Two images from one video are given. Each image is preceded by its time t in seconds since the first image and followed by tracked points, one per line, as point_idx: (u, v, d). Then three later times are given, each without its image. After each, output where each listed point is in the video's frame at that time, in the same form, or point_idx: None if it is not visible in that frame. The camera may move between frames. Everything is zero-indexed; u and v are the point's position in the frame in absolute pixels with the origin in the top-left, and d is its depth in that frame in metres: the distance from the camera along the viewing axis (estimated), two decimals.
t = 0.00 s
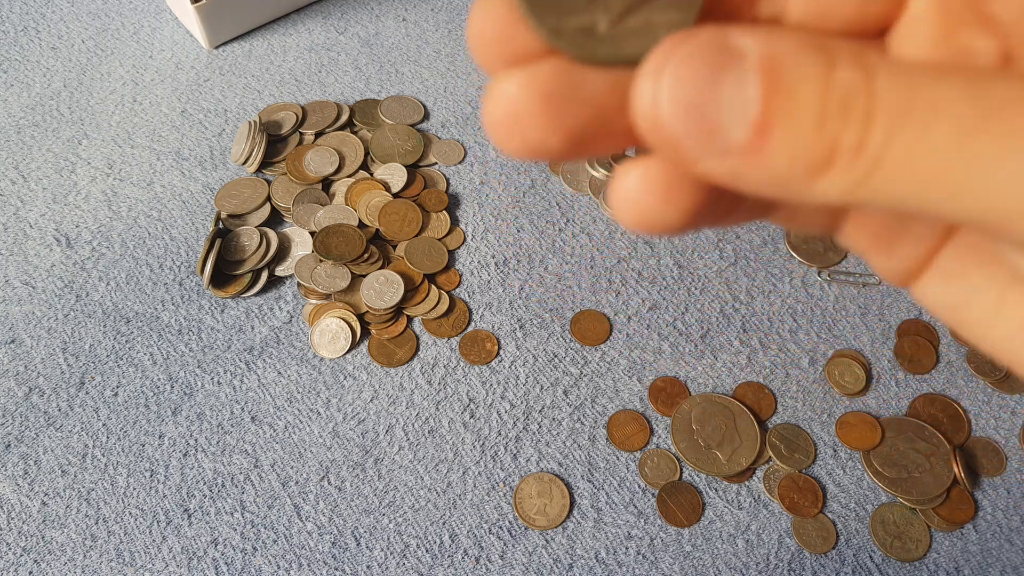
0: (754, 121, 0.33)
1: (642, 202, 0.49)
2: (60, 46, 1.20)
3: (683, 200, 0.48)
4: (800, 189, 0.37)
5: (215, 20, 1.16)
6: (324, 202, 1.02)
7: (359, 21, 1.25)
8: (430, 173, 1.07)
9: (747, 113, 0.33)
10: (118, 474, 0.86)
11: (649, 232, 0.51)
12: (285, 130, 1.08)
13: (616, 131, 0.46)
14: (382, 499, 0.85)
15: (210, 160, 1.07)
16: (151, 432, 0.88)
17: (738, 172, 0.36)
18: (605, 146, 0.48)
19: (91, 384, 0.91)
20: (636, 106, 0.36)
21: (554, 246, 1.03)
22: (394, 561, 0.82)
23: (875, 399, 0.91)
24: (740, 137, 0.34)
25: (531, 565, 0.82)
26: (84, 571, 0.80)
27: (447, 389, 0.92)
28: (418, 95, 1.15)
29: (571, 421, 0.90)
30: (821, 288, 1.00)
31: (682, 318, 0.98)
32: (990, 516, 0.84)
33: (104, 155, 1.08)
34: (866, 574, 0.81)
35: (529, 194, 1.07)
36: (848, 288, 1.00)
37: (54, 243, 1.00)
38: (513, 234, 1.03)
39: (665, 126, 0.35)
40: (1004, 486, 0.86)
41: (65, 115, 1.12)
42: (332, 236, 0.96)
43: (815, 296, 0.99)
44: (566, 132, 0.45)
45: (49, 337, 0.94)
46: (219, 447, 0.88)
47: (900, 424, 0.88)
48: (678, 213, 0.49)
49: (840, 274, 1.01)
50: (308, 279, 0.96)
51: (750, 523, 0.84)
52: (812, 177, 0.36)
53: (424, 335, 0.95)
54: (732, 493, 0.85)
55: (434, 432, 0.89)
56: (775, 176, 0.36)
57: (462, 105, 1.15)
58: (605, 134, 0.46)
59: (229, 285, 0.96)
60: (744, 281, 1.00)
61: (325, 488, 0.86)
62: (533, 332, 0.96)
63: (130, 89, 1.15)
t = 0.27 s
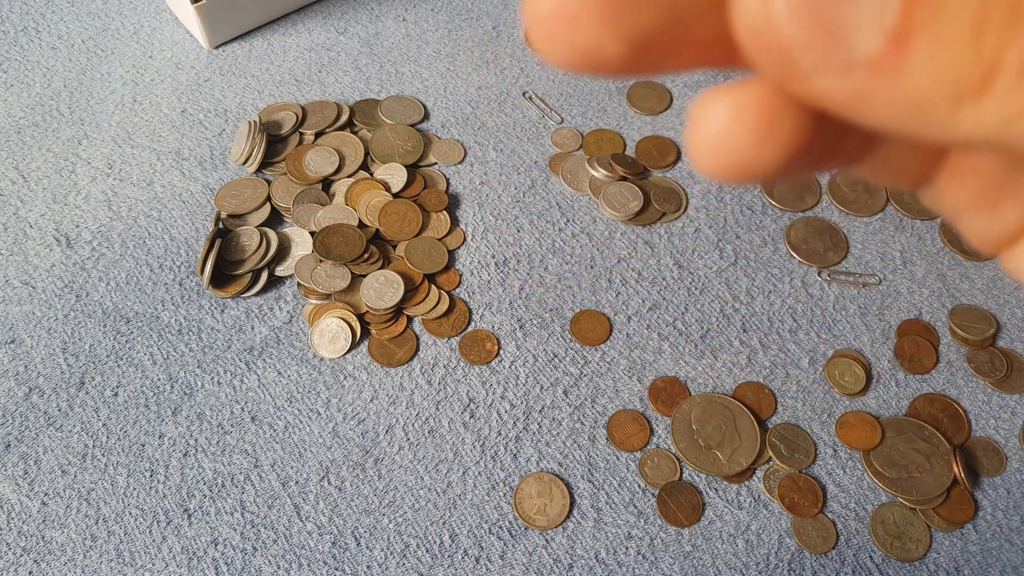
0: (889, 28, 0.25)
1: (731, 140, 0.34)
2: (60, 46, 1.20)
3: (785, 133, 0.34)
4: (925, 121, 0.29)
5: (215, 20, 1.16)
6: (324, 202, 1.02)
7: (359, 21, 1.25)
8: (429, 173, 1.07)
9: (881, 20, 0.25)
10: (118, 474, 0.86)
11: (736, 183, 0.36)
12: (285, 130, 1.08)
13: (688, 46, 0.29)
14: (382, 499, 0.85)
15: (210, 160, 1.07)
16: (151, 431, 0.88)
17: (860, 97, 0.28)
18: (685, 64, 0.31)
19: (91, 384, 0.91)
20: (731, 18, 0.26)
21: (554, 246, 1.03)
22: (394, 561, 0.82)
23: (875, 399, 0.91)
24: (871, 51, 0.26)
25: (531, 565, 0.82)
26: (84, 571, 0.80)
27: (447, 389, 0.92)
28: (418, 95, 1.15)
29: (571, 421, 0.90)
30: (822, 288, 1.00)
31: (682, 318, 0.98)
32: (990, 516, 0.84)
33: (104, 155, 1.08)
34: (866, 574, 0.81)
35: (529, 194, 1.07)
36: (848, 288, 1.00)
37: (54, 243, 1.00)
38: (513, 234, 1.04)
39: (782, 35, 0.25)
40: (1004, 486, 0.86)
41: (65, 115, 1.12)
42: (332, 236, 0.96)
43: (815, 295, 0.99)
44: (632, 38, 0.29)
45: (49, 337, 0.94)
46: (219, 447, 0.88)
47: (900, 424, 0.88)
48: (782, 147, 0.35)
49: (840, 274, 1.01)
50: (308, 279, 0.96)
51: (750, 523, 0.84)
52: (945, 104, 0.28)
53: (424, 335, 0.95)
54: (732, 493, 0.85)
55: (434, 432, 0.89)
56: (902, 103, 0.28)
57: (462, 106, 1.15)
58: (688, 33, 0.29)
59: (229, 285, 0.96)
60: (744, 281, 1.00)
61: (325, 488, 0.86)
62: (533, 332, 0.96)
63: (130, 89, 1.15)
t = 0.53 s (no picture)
0: (941, 17, 0.23)
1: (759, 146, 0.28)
2: (60, 46, 1.20)
3: (821, 138, 0.29)
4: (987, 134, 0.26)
5: (215, 20, 1.16)
6: (324, 202, 1.02)
7: (359, 21, 1.25)
8: (430, 173, 1.07)
9: (930, 10, 0.23)
10: (118, 474, 0.86)
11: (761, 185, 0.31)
12: (285, 130, 1.08)
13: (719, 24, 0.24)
14: (382, 499, 0.85)
15: (210, 160, 1.07)
16: (151, 431, 0.88)
17: (906, 95, 0.25)
18: (712, 51, 0.26)
19: (91, 384, 0.91)
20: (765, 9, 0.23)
21: (554, 246, 1.03)
22: (394, 561, 0.82)
23: (875, 399, 0.91)
24: (920, 46, 0.23)
25: (531, 565, 0.82)
26: (84, 571, 0.80)
27: (447, 389, 0.92)
28: (417, 95, 1.15)
29: (571, 421, 0.90)
30: (821, 288, 1.00)
31: (682, 318, 0.98)
32: (990, 515, 0.84)
33: (104, 155, 1.08)
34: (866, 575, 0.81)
35: (529, 194, 1.07)
36: (848, 288, 1.00)
37: (54, 243, 1.00)
38: (513, 234, 1.03)
39: (826, 32, 0.22)
40: (1004, 486, 0.86)
41: (65, 115, 1.12)
42: (332, 236, 0.96)
43: (815, 295, 0.99)
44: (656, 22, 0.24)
45: (49, 337, 0.94)
46: (219, 447, 0.88)
47: (900, 424, 0.88)
48: (811, 155, 0.29)
49: (840, 274, 1.01)
50: (308, 279, 0.96)
51: (750, 523, 0.84)
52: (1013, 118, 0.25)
53: (424, 335, 0.95)
54: (732, 493, 0.85)
55: (434, 432, 0.89)
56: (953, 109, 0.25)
57: (462, 106, 1.15)
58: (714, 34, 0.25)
59: (229, 285, 0.96)
60: (744, 281, 1.00)
61: (325, 488, 0.86)
62: (533, 332, 0.96)
63: (130, 89, 1.15)
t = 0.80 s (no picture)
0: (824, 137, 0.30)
1: (663, 306, 0.44)
2: (60, 46, 1.20)
3: (733, 303, 0.44)
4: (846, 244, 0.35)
5: (215, 19, 1.16)
6: (324, 202, 1.02)
7: (359, 21, 1.25)
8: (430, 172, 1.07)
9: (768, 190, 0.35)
10: (118, 474, 0.86)
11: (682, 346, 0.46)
12: (285, 130, 1.08)
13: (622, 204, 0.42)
14: (382, 499, 0.86)
15: (210, 160, 1.07)
16: (151, 431, 0.89)
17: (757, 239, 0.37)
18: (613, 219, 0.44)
19: (91, 384, 0.91)
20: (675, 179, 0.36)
21: (554, 246, 1.03)
22: (394, 561, 0.82)
23: (875, 399, 0.91)
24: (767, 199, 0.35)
25: (531, 565, 0.82)
26: (84, 571, 0.81)
27: (447, 389, 0.92)
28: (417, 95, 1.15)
29: (571, 421, 0.90)
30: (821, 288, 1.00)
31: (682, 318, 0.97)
32: (990, 516, 0.84)
33: (104, 155, 1.08)
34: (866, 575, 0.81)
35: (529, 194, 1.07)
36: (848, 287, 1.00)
37: (54, 243, 1.00)
38: (513, 234, 1.03)
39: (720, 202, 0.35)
40: (1004, 486, 0.86)
41: (65, 115, 1.12)
42: (332, 236, 0.97)
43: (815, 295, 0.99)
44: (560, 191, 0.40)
45: (50, 337, 0.94)
46: (219, 447, 0.88)
47: (900, 424, 0.88)
48: (725, 318, 0.44)
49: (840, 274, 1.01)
50: (308, 279, 0.96)
51: (750, 523, 0.84)
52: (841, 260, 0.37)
53: (424, 335, 0.95)
54: (732, 493, 0.85)
55: (434, 432, 0.89)
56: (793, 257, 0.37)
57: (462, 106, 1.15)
58: (619, 200, 0.42)
59: (229, 285, 0.96)
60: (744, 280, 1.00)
61: (325, 488, 0.86)
62: (533, 332, 0.96)
63: (130, 89, 1.15)
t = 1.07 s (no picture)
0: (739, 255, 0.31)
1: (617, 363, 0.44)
2: (60, 46, 1.20)
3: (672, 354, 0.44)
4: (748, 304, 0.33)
5: (215, 19, 1.16)
6: (324, 202, 1.02)
7: (359, 21, 1.25)
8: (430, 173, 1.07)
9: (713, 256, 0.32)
10: (118, 474, 0.86)
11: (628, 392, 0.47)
12: (285, 130, 1.08)
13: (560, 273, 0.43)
14: (382, 499, 0.86)
15: (210, 160, 1.07)
16: (151, 431, 0.89)
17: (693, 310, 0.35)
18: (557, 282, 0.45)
19: (91, 384, 0.91)
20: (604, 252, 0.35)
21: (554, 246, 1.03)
22: (394, 561, 0.82)
23: (875, 399, 0.91)
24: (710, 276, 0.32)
25: (532, 565, 0.82)
26: (84, 571, 0.81)
27: (447, 389, 0.92)
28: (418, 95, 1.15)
29: (571, 421, 0.90)
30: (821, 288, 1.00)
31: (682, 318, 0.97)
32: (990, 516, 0.84)
33: (104, 156, 1.08)
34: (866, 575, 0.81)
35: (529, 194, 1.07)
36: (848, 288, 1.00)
37: (54, 243, 1.00)
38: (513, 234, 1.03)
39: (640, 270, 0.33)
40: (1004, 486, 0.86)
41: (64, 115, 1.12)
42: (332, 236, 0.97)
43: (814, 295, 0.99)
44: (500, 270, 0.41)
45: (50, 337, 0.94)
46: (219, 447, 0.88)
47: (900, 424, 0.88)
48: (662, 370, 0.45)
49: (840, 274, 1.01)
50: (308, 279, 0.96)
51: (751, 523, 0.84)
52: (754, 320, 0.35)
53: (424, 335, 0.95)
54: (732, 493, 0.85)
55: (434, 432, 0.89)
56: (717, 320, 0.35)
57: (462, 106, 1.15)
58: (554, 270, 0.43)
59: (229, 285, 0.96)
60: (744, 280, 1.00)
61: (325, 488, 0.86)
62: (533, 333, 0.96)
63: (130, 89, 1.15)
